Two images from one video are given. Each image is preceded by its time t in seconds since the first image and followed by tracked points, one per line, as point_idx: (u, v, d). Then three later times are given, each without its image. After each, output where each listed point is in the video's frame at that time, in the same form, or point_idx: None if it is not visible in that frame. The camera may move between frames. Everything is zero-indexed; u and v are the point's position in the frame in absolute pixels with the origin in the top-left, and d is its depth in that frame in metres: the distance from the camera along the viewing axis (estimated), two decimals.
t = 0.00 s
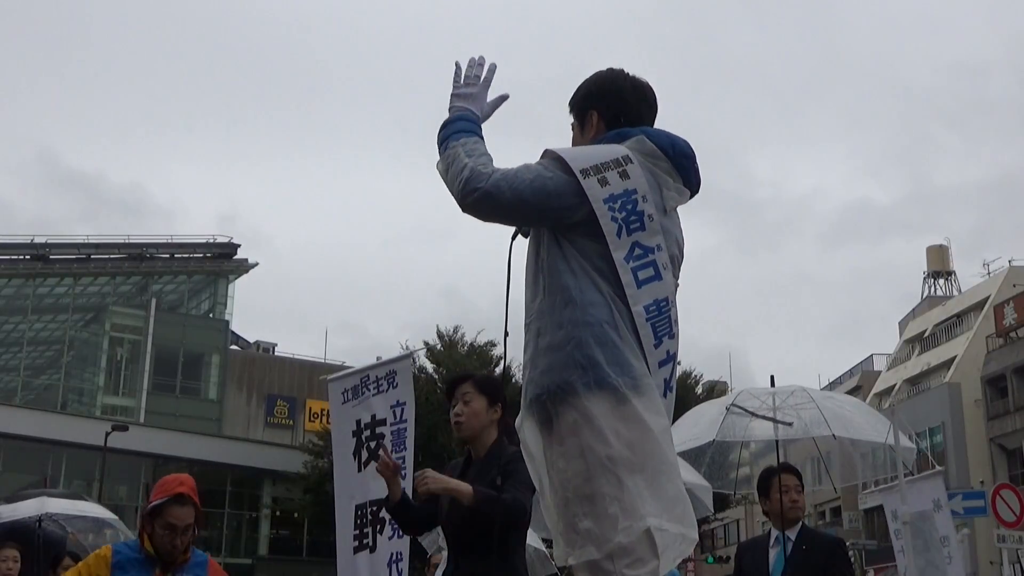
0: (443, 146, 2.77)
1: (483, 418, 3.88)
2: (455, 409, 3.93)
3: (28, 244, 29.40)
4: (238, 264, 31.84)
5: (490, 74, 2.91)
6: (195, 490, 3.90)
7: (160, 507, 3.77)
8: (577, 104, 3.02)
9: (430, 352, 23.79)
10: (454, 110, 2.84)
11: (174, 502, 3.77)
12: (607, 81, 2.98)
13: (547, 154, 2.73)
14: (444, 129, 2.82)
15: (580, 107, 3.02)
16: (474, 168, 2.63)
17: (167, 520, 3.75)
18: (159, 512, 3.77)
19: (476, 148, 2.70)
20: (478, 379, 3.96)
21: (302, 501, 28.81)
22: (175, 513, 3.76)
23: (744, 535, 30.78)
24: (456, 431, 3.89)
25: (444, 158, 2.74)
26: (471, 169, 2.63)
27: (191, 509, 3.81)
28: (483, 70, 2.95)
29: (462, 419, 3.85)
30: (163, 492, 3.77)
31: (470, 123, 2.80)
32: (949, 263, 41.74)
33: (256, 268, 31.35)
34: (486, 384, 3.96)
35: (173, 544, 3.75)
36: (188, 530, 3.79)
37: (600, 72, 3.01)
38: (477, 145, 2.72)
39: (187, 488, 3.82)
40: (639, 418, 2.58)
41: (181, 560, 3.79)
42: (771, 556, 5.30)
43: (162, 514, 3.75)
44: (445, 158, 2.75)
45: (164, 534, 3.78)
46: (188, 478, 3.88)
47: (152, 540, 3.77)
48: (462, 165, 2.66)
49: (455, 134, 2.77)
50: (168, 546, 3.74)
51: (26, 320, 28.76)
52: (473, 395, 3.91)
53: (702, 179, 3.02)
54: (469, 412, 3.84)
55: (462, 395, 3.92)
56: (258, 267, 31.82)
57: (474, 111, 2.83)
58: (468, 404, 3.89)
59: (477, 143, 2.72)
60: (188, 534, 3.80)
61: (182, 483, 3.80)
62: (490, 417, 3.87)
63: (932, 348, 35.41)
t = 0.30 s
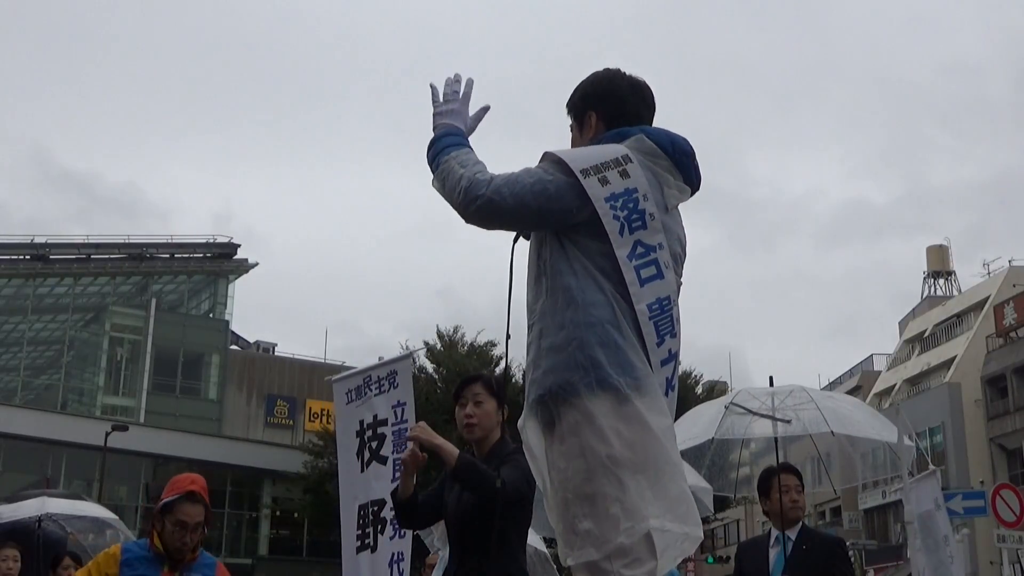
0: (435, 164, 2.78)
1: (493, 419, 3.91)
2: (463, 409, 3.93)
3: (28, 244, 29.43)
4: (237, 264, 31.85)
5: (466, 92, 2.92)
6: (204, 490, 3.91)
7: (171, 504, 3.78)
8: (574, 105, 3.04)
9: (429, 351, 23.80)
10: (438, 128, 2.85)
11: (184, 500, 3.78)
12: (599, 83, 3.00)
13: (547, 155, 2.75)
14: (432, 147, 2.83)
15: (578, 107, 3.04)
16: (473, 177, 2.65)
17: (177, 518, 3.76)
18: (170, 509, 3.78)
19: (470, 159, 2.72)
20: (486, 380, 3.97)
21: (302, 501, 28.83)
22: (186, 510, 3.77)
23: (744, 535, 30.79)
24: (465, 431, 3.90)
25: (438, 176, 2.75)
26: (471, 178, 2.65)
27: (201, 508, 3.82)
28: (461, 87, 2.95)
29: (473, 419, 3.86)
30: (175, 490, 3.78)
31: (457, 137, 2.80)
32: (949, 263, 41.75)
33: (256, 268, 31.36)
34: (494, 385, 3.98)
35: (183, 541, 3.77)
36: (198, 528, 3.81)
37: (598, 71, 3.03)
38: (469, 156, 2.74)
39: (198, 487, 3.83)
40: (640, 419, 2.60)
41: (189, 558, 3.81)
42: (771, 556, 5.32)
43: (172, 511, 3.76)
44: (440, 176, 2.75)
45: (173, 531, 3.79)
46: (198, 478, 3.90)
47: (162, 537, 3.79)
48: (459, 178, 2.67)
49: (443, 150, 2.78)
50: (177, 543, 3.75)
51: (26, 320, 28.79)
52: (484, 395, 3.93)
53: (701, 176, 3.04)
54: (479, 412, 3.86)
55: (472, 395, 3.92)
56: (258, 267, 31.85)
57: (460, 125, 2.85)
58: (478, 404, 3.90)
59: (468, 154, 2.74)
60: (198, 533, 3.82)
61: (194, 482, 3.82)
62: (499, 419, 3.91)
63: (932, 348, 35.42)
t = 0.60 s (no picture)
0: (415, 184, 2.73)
1: (492, 419, 3.88)
2: (462, 410, 3.90)
3: (28, 244, 29.43)
4: (238, 264, 31.85)
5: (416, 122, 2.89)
6: (214, 492, 3.90)
7: (180, 505, 3.78)
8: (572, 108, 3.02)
9: (429, 351, 23.79)
10: (404, 157, 2.80)
11: (193, 501, 3.78)
12: (596, 84, 2.98)
13: (550, 157, 2.73)
14: (404, 175, 2.77)
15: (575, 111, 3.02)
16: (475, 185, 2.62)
17: (185, 518, 3.76)
18: (178, 510, 3.78)
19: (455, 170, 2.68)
20: (487, 381, 3.95)
21: (302, 502, 28.83)
22: (195, 511, 3.77)
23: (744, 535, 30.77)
24: (464, 431, 3.88)
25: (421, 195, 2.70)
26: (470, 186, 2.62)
27: (209, 509, 3.81)
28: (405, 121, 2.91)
29: (474, 420, 3.84)
30: (184, 490, 3.79)
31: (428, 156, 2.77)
32: (949, 263, 41.73)
33: (256, 268, 31.35)
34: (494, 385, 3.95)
35: (191, 542, 3.76)
36: (206, 528, 3.80)
37: (599, 71, 3.01)
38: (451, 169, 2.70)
39: (206, 488, 3.83)
40: (644, 420, 2.58)
41: (195, 560, 3.79)
42: (771, 556, 5.30)
43: (181, 512, 3.76)
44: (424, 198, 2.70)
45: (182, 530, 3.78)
46: (208, 480, 3.89)
47: (169, 537, 3.78)
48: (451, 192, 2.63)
49: (417, 169, 2.74)
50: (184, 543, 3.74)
51: (26, 320, 28.78)
52: (485, 395, 3.89)
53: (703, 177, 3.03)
54: (479, 413, 3.83)
55: (471, 396, 3.89)
56: (258, 267, 31.82)
57: (423, 149, 2.82)
58: (478, 405, 3.87)
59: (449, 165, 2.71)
60: (205, 533, 3.80)
61: (202, 483, 3.81)
62: (498, 419, 3.89)
63: (932, 348, 35.40)
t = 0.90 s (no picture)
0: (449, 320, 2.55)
1: (491, 419, 3.87)
2: (461, 409, 3.89)
3: (28, 244, 29.44)
4: (238, 264, 31.85)
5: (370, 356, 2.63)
6: (219, 493, 3.89)
7: (186, 508, 3.77)
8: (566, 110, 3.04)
9: (429, 351, 23.79)
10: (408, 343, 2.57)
11: (199, 503, 3.76)
12: (587, 91, 2.99)
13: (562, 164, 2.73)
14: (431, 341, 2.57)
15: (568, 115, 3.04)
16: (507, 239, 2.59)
17: (192, 521, 3.75)
18: (185, 512, 3.77)
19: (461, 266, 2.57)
20: (486, 380, 3.94)
21: (302, 501, 28.83)
22: (202, 514, 3.76)
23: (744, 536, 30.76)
24: (464, 431, 3.88)
25: (459, 307, 2.53)
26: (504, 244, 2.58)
27: (216, 511, 3.81)
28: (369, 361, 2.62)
29: (473, 420, 3.84)
30: (192, 493, 3.77)
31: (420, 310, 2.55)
32: (949, 263, 41.74)
33: (256, 268, 31.37)
34: (493, 384, 3.95)
35: (197, 544, 3.76)
36: (213, 531, 3.79)
37: (602, 71, 3.00)
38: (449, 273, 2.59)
39: (214, 490, 3.82)
40: (649, 427, 2.60)
41: (201, 563, 3.79)
42: (771, 557, 5.30)
43: (189, 515, 3.75)
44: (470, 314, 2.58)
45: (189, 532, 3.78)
46: (214, 481, 3.88)
47: (175, 539, 3.78)
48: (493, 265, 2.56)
49: (432, 320, 2.54)
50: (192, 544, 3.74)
51: (26, 320, 28.79)
52: (483, 394, 3.89)
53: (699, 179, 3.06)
54: (479, 413, 3.83)
55: (470, 396, 3.87)
56: (258, 267, 31.83)
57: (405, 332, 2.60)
58: (477, 406, 3.86)
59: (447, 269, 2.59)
60: (212, 535, 3.80)
61: (210, 485, 3.81)
62: (497, 419, 3.88)
63: (932, 348, 35.39)
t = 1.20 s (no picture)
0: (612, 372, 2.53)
1: (490, 418, 3.93)
2: (460, 409, 3.95)
3: (28, 244, 29.50)
4: (238, 264, 31.93)
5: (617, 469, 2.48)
6: (225, 494, 3.92)
7: (192, 508, 3.80)
8: (557, 106, 3.07)
9: (429, 351, 23.82)
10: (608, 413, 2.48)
11: (206, 504, 3.80)
12: (584, 90, 3.02)
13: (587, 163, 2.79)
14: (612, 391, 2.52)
15: (559, 112, 3.07)
16: (603, 273, 2.62)
17: (197, 522, 3.79)
18: (191, 513, 3.80)
19: (591, 324, 2.55)
20: (482, 380, 3.99)
21: (302, 502, 28.85)
22: (207, 514, 3.79)
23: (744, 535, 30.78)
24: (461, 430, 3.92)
25: (608, 353, 2.52)
26: (603, 276, 2.62)
27: (222, 512, 3.84)
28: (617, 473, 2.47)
29: (469, 418, 3.88)
30: (197, 493, 3.82)
31: (600, 393, 2.47)
32: (949, 263, 41.77)
33: (256, 268, 31.43)
34: (490, 385, 4.00)
35: (202, 545, 3.79)
36: (218, 532, 3.82)
37: (595, 69, 3.05)
38: (583, 339, 2.54)
39: (220, 491, 3.86)
40: (655, 431, 2.66)
41: (205, 563, 3.81)
42: (771, 557, 5.33)
43: (194, 515, 3.79)
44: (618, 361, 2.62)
45: (194, 532, 3.81)
46: (220, 484, 3.92)
47: (180, 539, 3.81)
48: (607, 302, 2.59)
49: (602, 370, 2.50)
50: (197, 544, 3.77)
51: (26, 320, 28.83)
52: (481, 395, 3.94)
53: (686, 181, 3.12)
54: (477, 412, 3.88)
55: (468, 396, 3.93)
56: (258, 267, 31.89)
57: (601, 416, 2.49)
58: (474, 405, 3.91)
59: (587, 337, 2.53)
60: (216, 538, 3.82)
61: (216, 487, 3.85)
62: (494, 419, 3.92)
63: (932, 348, 35.42)
